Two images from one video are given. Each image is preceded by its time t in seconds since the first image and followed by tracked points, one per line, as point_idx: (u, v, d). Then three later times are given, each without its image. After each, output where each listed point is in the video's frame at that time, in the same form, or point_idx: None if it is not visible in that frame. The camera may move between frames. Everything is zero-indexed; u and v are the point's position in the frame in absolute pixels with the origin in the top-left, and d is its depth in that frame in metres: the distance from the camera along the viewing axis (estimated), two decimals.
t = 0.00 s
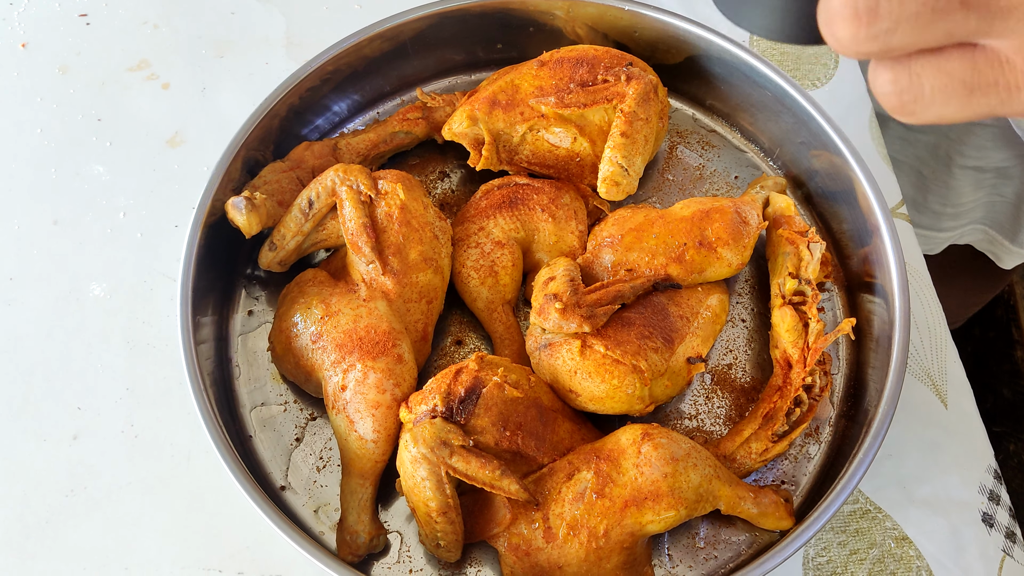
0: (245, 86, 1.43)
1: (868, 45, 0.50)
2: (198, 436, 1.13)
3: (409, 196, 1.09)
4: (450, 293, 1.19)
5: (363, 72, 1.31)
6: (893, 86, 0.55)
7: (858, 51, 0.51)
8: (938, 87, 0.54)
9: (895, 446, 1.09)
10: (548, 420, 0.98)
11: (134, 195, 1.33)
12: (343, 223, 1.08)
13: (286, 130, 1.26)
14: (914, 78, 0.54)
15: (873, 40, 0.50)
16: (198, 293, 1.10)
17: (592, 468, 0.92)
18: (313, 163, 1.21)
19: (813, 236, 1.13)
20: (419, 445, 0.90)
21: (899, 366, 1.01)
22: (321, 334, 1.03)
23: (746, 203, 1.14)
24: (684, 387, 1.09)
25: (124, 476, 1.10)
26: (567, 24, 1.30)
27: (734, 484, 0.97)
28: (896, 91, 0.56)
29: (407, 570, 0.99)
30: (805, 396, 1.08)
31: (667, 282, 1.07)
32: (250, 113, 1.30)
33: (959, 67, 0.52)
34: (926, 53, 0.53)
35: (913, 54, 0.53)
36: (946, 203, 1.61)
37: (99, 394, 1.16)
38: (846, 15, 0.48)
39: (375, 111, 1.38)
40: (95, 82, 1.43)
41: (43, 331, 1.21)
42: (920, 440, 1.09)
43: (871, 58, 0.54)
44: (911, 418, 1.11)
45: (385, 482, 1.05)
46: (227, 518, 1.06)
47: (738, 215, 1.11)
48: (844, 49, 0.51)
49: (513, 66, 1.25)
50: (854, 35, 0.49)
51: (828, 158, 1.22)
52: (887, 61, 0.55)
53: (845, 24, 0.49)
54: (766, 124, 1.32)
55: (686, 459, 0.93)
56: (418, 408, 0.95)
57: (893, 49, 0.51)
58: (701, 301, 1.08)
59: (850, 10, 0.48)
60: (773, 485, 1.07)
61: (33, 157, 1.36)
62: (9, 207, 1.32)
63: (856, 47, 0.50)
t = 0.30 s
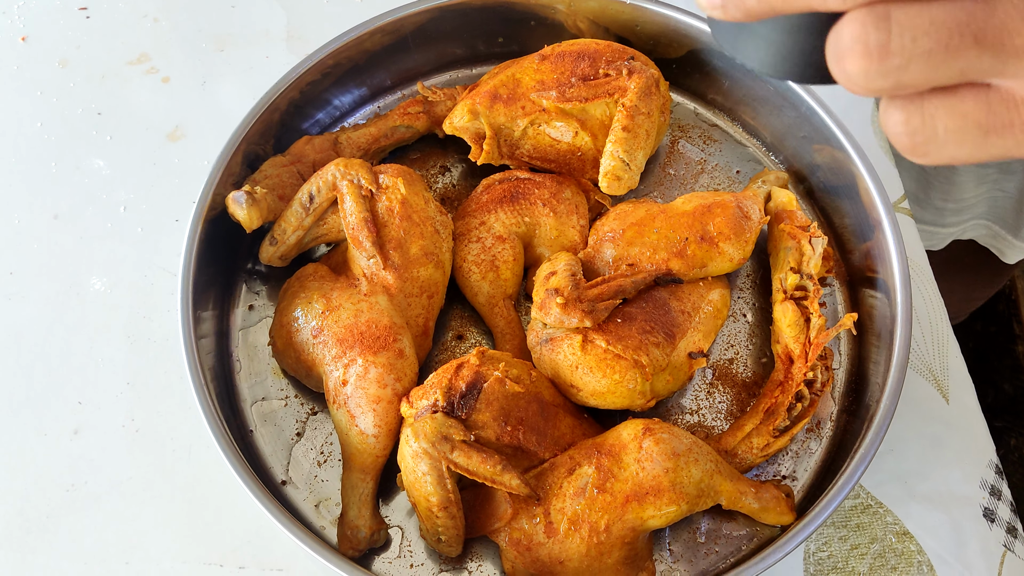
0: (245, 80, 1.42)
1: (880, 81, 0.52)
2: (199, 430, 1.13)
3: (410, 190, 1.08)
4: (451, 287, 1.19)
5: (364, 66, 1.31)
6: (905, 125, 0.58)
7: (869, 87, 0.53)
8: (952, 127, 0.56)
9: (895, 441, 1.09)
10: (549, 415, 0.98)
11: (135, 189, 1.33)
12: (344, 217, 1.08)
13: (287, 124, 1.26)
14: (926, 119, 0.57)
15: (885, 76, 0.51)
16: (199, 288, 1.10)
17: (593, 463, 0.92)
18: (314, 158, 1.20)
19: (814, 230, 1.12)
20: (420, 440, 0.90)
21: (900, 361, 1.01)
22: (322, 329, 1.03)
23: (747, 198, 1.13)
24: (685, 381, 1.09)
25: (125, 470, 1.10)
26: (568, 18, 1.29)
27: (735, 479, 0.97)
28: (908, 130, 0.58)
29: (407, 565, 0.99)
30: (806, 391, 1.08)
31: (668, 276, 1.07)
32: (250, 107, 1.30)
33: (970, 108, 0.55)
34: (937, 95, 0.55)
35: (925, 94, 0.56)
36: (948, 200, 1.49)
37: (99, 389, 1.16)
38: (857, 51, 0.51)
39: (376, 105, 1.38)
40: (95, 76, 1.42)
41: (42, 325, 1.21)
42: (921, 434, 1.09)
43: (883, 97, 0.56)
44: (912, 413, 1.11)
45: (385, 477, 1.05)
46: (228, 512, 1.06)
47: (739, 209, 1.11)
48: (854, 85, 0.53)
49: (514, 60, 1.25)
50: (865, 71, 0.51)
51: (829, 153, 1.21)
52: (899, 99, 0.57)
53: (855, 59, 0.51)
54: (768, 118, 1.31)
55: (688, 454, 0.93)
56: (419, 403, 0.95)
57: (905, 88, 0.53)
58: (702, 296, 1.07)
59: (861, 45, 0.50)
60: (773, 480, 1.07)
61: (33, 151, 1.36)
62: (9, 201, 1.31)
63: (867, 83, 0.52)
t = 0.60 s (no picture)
0: (245, 73, 1.42)
1: (968, 166, 0.44)
2: (199, 424, 1.13)
3: (410, 184, 1.08)
4: (451, 281, 1.19)
5: (364, 59, 1.30)
6: (988, 210, 0.48)
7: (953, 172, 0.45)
8: None
9: (896, 435, 1.09)
10: (550, 409, 0.98)
11: (135, 182, 1.32)
12: (344, 211, 1.07)
13: (287, 118, 1.25)
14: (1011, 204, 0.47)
15: (973, 162, 0.44)
16: (199, 281, 1.10)
17: (593, 457, 0.92)
18: (314, 151, 1.20)
19: (815, 225, 1.12)
20: (420, 434, 0.90)
21: (900, 355, 1.01)
22: (322, 323, 1.03)
23: (748, 192, 1.13)
24: (686, 375, 1.09)
25: (126, 463, 1.10)
26: (569, 11, 1.28)
27: (735, 473, 0.97)
28: (990, 216, 0.48)
29: (407, 558, 0.99)
30: (807, 385, 1.08)
31: (669, 271, 1.06)
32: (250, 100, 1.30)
33: None
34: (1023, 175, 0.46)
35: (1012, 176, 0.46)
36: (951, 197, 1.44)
37: (100, 382, 1.16)
38: (944, 138, 0.43)
39: (376, 99, 1.37)
40: (94, 69, 1.42)
41: (43, 319, 1.21)
42: (921, 429, 1.09)
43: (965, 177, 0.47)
44: (913, 407, 1.11)
45: (386, 470, 1.05)
46: (229, 505, 1.06)
47: (740, 204, 1.10)
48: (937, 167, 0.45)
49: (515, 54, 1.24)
50: (952, 156, 0.43)
51: (830, 146, 1.21)
52: (982, 180, 0.47)
53: (941, 145, 0.43)
54: (769, 112, 1.31)
55: (688, 448, 0.93)
56: (419, 397, 0.95)
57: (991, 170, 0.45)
58: (703, 290, 1.07)
59: (949, 133, 0.42)
60: (773, 474, 1.07)
61: (33, 144, 1.35)
62: (9, 194, 1.31)
63: (953, 166, 0.45)
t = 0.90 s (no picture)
0: (245, 68, 1.41)
1: (834, 137, 0.51)
2: (199, 420, 1.13)
3: (410, 179, 1.08)
4: (451, 277, 1.19)
5: (364, 54, 1.30)
6: (866, 180, 0.57)
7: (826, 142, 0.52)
8: (909, 183, 0.55)
9: (896, 431, 1.09)
10: (550, 405, 0.98)
11: (134, 178, 1.32)
12: (344, 207, 1.07)
13: (287, 113, 1.25)
14: (884, 175, 0.55)
15: (839, 133, 0.50)
16: (199, 277, 1.09)
17: (594, 453, 0.92)
18: (314, 146, 1.19)
19: (816, 220, 1.12)
20: (420, 430, 0.90)
21: (901, 352, 1.01)
22: (322, 318, 1.02)
23: (749, 187, 1.12)
24: (686, 371, 1.09)
25: (126, 459, 1.10)
26: (569, 5, 1.27)
27: (735, 469, 0.97)
28: (868, 185, 0.57)
29: (407, 554, 0.99)
30: (807, 381, 1.08)
31: (669, 266, 1.06)
32: (250, 95, 1.29)
33: (926, 165, 0.54)
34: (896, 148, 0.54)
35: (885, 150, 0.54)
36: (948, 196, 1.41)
37: (100, 378, 1.16)
38: (814, 112, 0.50)
39: (376, 94, 1.37)
40: (93, 64, 1.41)
41: (43, 315, 1.21)
42: (922, 424, 1.09)
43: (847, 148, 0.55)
44: (914, 403, 1.11)
45: (386, 466, 1.05)
46: (229, 501, 1.06)
47: (741, 199, 1.10)
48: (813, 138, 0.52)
49: (515, 49, 1.24)
50: (823, 129, 0.50)
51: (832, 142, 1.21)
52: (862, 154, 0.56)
53: (813, 117, 0.50)
54: (770, 107, 1.30)
55: (688, 444, 0.93)
56: (419, 393, 0.95)
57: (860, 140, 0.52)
58: (703, 286, 1.07)
59: (818, 109, 0.49)
60: (774, 470, 1.07)
61: (33, 139, 1.35)
62: (8, 190, 1.31)
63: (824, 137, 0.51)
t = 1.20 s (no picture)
0: (245, 64, 1.41)
1: (823, 136, 0.43)
2: (199, 416, 1.13)
3: (410, 176, 1.08)
4: (451, 274, 1.18)
5: (364, 50, 1.29)
6: (829, 183, 0.49)
7: (812, 140, 0.44)
8: (875, 184, 0.48)
9: (896, 429, 1.09)
10: (550, 401, 0.98)
11: (133, 174, 1.32)
12: (344, 203, 1.07)
13: (287, 110, 1.25)
14: (851, 177, 0.48)
15: (831, 132, 0.43)
16: (199, 274, 1.09)
17: (594, 450, 0.92)
18: (314, 143, 1.19)
19: (817, 217, 1.11)
20: (421, 427, 0.90)
21: (901, 349, 1.01)
22: (323, 315, 1.02)
23: (750, 184, 1.12)
24: (687, 368, 1.09)
25: (127, 455, 1.10)
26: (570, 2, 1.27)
27: (735, 466, 0.97)
28: (830, 187, 0.49)
29: (407, 551, 0.99)
30: (808, 378, 1.07)
31: (670, 263, 1.06)
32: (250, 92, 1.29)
33: (894, 164, 0.47)
34: (860, 149, 0.47)
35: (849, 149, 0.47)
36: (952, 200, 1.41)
37: (100, 374, 1.16)
38: (805, 105, 0.40)
39: (376, 90, 1.36)
40: (93, 61, 1.41)
41: (43, 312, 1.21)
42: (922, 421, 1.09)
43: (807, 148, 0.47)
44: (913, 400, 1.11)
45: (386, 463, 1.05)
46: (229, 497, 1.06)
47: (741, 196, 1.10)
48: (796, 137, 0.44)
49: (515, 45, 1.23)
50: (813, 127, 0.42)
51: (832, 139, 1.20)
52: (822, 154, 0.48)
53: (800, 115, 0.41)
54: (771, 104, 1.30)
55: (688, 441, 0.93)
56: (419, 390, 0.95)
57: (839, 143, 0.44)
58: (703, 282, 1.07)
59: (811, 101, 0.40)
60: (773, 467, 1.07)
61: (32, 136, 1.35)
62: (8, 187, 1.30)
63: (812, 137, 0.43)
